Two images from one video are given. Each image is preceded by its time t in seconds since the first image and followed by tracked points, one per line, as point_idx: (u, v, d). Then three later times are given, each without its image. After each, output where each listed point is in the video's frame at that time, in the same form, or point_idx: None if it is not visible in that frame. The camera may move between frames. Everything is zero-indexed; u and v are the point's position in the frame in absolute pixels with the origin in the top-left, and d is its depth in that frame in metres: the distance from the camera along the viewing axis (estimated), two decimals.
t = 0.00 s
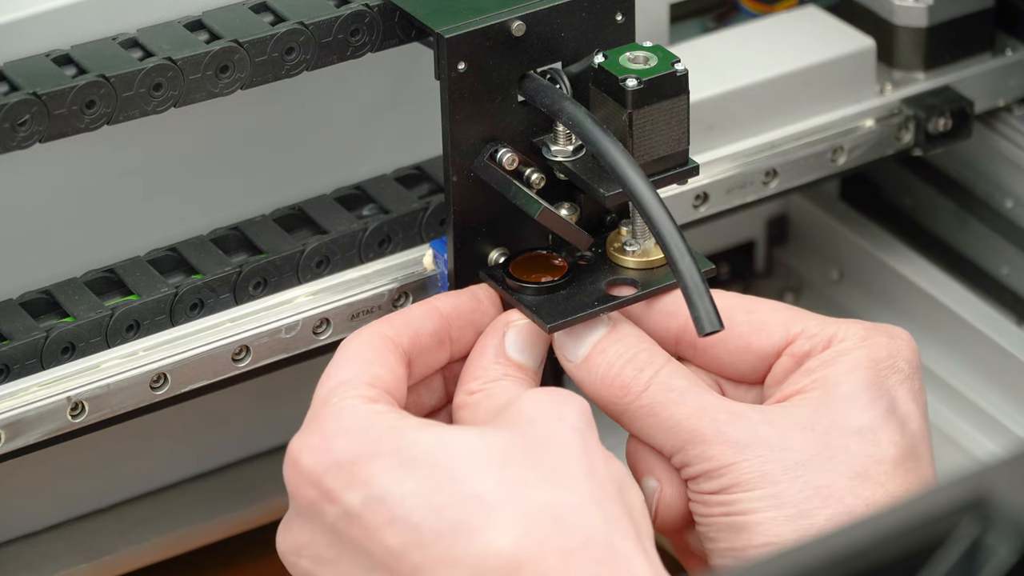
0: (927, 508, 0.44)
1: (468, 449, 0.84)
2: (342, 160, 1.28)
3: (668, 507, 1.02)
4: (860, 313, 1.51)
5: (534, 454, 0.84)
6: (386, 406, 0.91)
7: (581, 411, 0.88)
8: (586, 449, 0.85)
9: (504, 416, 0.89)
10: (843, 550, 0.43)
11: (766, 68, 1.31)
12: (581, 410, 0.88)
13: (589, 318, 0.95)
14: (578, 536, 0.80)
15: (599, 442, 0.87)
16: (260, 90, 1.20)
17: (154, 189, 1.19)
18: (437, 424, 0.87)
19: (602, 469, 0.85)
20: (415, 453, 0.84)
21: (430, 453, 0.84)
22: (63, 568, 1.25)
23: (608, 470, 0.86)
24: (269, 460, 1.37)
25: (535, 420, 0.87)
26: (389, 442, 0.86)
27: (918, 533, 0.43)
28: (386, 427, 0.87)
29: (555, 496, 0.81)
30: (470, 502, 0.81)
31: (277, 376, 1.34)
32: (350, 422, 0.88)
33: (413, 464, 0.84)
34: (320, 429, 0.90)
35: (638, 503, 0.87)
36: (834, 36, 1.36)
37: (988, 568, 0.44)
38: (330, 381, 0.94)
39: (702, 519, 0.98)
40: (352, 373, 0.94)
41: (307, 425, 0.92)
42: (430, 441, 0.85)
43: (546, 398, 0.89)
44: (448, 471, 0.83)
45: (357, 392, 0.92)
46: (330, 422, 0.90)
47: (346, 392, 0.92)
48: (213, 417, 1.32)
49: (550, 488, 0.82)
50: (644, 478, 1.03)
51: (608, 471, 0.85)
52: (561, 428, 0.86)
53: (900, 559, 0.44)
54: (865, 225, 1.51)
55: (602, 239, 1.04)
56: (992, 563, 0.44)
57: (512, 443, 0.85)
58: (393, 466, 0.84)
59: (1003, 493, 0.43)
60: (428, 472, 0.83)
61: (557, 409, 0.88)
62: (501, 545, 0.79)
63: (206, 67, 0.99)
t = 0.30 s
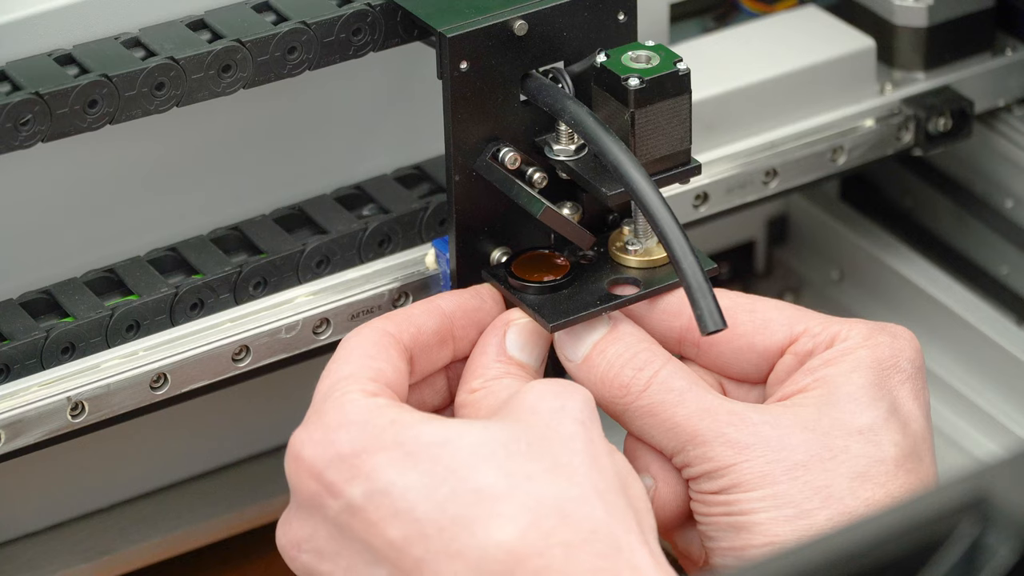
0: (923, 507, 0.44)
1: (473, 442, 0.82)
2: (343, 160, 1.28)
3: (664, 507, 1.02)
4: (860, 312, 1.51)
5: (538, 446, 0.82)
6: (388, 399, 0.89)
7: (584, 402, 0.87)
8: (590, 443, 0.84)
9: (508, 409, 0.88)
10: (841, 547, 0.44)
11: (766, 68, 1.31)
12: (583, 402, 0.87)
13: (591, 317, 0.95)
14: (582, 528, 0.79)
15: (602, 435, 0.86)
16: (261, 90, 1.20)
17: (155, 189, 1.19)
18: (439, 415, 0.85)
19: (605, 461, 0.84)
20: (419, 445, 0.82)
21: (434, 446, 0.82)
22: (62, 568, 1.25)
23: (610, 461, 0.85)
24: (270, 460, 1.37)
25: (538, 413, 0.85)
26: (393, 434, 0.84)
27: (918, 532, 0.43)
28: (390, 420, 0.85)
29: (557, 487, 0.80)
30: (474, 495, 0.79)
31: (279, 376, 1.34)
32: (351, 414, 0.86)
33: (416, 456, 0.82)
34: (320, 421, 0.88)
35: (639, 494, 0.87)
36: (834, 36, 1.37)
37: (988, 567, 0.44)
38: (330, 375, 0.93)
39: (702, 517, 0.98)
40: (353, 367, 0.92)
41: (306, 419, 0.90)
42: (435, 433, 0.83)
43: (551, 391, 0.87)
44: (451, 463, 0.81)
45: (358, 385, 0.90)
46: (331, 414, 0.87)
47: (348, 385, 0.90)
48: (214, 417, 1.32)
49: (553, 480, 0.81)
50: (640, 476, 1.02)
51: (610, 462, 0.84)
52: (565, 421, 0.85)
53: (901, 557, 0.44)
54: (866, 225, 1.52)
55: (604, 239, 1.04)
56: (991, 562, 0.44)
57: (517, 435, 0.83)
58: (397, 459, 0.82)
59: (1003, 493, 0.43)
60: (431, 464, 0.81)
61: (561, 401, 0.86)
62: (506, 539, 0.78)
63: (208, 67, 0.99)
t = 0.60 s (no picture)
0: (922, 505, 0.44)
1: (467, 451, 0.82)
2: (342, 160, 1.28)
3: (665, 504, 1.02)
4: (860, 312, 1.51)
5: (531, 460, 0.82)
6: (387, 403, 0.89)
7: (579, 413, 0.86)
8: (583, 458, 0.83)
9: (504, 419, 0.88)
10: (838, 545, 0.43)
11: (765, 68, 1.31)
12: (577, 415, 0.86)
13: (591, 318, 0.95)
14: (569, 542, 0.78)
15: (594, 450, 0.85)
16: (261, 90, 1.20)
17: (155, 189, 1.19)
18: (435, 422, 0.85)
19: (597, 478, 0.83)
20: (414, 452, 0.82)
21: (428, 453, 0.82)
22: (62, 568, 1.25)
23: (602, 476, 0.84)
24: (270, 460, 1.37)
25: (533, 426, 0.85)
26: (390, 439, 0.84)
27: (917, 533, 0.43)
28: (388, 425, 0.85)
29: (547, 501, 0.79)
30: (464, 504, 0.79)
31: (279, 376, 1.34)
32: (350, 416, 0.87)
33: (409, 461, 0.82)
34: (319, 422, 0.88)
35: (631, 510, 0.86)
36: (834, 36, 1.37)
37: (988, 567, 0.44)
38: (332, 373, 0.93)
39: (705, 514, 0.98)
40: (354, 366, 0.93)
41: (307, 417, 0.91)
42: (431, 441, 0.83)
43: (548, 403, 0.87)
44: (444, 470, 0.81)
45: (359, 387, 0.90)
46: (330, 414, 0.88)
47: (348, 386, 0.91)
48: (213, 417, 1.32)
49: (543, 493, 0.80)
50: (646, 470, 1.03)
51: (602, 478, 0.84)
52: (558, 433, 0.84)
53: (900, 557, 0.44)
54: (865, 225, 1.52)
55: (603, 239, 1.04)
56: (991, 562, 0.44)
57: (509, 446, 0.82)
58: (391, 464, 0.83)
59: (1002, 493, 0.43)
60: (424, 472, 0.81)
61: (557, 414, 0.86)
62: (492, 550, 0.77)
63: (207, 67, 0.99)
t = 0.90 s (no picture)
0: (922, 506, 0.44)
1: (510, 500, 0.84)
2: (343, 160, 1.28)
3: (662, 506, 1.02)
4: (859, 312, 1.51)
5: (572, 507, 0.84)
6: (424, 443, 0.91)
7: (623, 468, 0.87)
8: (623, 501, 0.85)
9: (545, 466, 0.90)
10: (839, 545, 0.44)
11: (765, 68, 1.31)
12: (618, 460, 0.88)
13: (590, 318, 0.95)
14: None
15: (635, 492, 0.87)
16: (262, 90, 1.20)
17: (155, 189, 1.19)
18: (477, 469, 0.87)
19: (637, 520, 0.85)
20: (457, 500, 0.85)
21: (471, 501, 0.84)
22: (62, 568, 1.25)
23: (641, 530, 0.84)
24: (268, 460, 1.37)
25: (576, 471, 0.87)
26: (433, 485, 0.86)
27: (917, 533, 0.44)
28: (431, 470, 0.87)
29: (586, 554, 0.80)
30: (504, 554, 0.81)
31: (279, 377, 1.34)
32: (390, 457, 0.88)
33: (454, 509, 0.84)
34: (356, 462, 0.90)
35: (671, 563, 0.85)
36: (834, 36, 1.37)
37: (989, 568, 0.44)
38: (366, 408, 0.94)
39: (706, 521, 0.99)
40: (388, 402, 0.94)
41: (344, 456, 0.92)
42: (473, 489, 0.85)
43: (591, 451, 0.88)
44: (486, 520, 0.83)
45: (396, 425, 0.92)
46: (369, 453, 0.90)
47: (382, 424, 0.92)
48: (214, 417, 1.32)
49: (582, 545, 0.81)
50: (642, 472, 1.03)
51: (641, 532, 0.84)
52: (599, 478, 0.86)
53: (900, 558, 0.44)
54: (865, 225, 1.52)
55: (603, 240, 1.04)
56: (992, 562, 0.44)
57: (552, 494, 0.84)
58: (433, 509, 0.85)
59: (1002, 493, 0.43)
60: (465, 519, 0.83)
61: (597, 460, 0.87)
62: None
63: (207, 67, 0.99)
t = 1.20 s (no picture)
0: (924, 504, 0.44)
1: (564, 530, 0.84)
2: (343, 161, 1.28)
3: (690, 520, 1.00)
4: (860, 312, 1.51)
5: (619, 542, 0.85)
6: (465, 466, 0.90)
7: (666, 506, 0.90)
8: (663, 540, 0.87)
9: (586, 495, 0.91)
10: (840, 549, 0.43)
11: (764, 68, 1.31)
12: (656, 493, 0.90)
13: (590, 318, 0.95)
14: None
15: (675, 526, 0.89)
16: (262, 90, 1.20)
17: (156, 189, 1.19)
18: (528, 496, 0.87)
19: (678, 558, 0.87)
20: (510, 525, 0.84)
21: (524, 527, 0.84)
22: (62, 568, 1.25)
23: (683, 567, 0.86)
24: (268, 459, 1.37)
25: (621, 507, 0.88)
26: (484, 508, 0.85)
27: (918, 533, 0.44)
28: (480, 492, 0.86)
29: None
30: None
31: (279, 377, 1.34)
32: (440, 479, 0.87)
33: (510, 534, 0.84)
34: (401, 480, 0.88)
35: None
36: (834, 36, 1.37)
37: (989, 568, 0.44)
38: (405, 432, 0.93)
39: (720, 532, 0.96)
40: (427, 426, 0.93)
41: (387, 475, 0.90)
42: (526, 516, 0.85)
43: (633, 485, 0.90)
44: (545, 548, 0.83)
45: (437, 449, 0.91)
46: (413, 475, 0.88)
47: (424, 449, 0.90)
48: (214, 417, 1.32)
49: None
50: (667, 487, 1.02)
51: (684, 569, 0.86)
52: (640, 514, 0.88)
53: (901, 558, 0.44)
54: (865, 225, 1.52)
55: (603, 240, 1.04)
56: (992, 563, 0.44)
57: (600, 527, 0.86)
58: (486, 531, 0.84)
59: (1003, 493, 0.43)
60: (520, 544, 0.83)
61: (637, 497, 0.89)
62: None
63: (207, 67, 0.99)
